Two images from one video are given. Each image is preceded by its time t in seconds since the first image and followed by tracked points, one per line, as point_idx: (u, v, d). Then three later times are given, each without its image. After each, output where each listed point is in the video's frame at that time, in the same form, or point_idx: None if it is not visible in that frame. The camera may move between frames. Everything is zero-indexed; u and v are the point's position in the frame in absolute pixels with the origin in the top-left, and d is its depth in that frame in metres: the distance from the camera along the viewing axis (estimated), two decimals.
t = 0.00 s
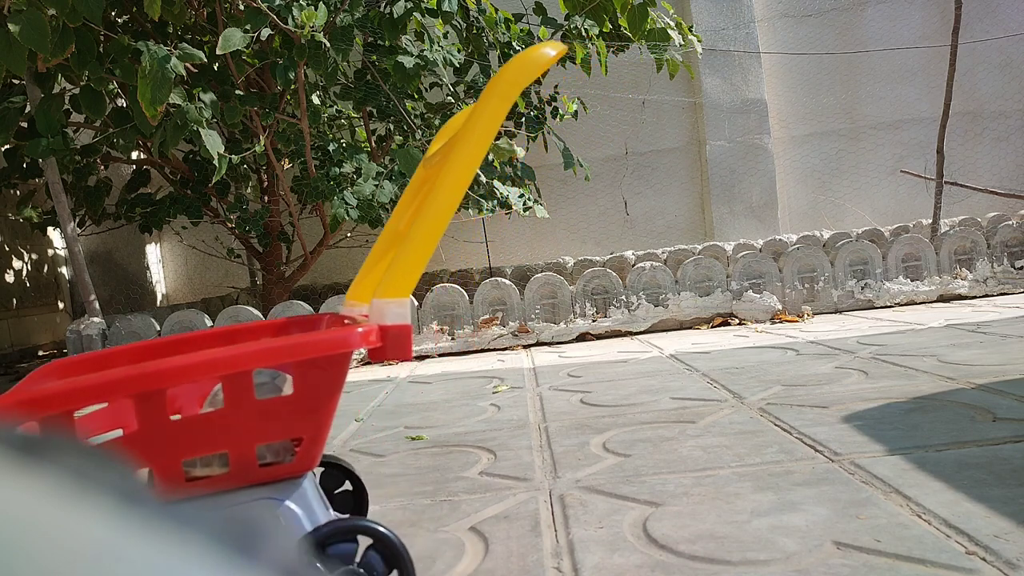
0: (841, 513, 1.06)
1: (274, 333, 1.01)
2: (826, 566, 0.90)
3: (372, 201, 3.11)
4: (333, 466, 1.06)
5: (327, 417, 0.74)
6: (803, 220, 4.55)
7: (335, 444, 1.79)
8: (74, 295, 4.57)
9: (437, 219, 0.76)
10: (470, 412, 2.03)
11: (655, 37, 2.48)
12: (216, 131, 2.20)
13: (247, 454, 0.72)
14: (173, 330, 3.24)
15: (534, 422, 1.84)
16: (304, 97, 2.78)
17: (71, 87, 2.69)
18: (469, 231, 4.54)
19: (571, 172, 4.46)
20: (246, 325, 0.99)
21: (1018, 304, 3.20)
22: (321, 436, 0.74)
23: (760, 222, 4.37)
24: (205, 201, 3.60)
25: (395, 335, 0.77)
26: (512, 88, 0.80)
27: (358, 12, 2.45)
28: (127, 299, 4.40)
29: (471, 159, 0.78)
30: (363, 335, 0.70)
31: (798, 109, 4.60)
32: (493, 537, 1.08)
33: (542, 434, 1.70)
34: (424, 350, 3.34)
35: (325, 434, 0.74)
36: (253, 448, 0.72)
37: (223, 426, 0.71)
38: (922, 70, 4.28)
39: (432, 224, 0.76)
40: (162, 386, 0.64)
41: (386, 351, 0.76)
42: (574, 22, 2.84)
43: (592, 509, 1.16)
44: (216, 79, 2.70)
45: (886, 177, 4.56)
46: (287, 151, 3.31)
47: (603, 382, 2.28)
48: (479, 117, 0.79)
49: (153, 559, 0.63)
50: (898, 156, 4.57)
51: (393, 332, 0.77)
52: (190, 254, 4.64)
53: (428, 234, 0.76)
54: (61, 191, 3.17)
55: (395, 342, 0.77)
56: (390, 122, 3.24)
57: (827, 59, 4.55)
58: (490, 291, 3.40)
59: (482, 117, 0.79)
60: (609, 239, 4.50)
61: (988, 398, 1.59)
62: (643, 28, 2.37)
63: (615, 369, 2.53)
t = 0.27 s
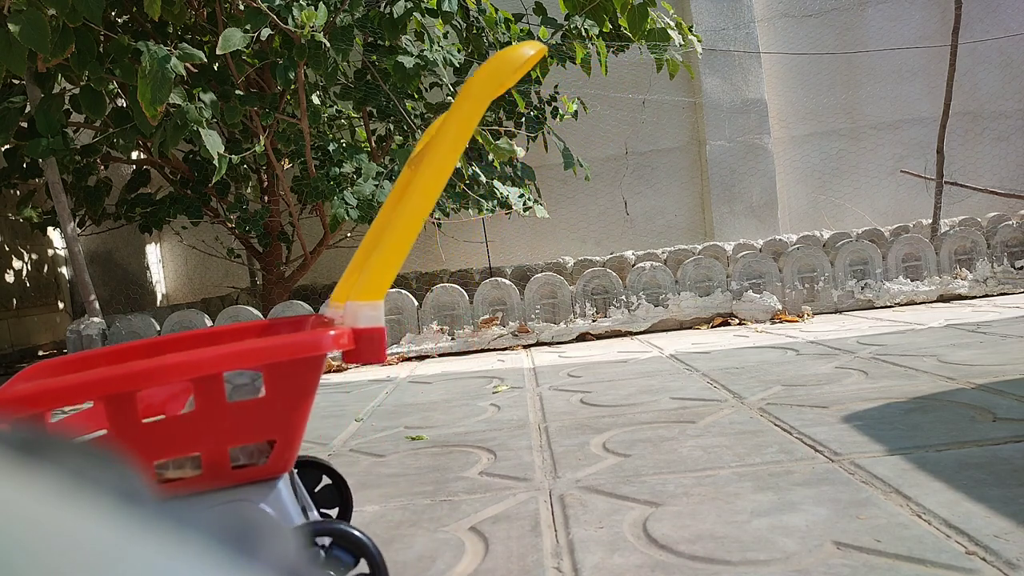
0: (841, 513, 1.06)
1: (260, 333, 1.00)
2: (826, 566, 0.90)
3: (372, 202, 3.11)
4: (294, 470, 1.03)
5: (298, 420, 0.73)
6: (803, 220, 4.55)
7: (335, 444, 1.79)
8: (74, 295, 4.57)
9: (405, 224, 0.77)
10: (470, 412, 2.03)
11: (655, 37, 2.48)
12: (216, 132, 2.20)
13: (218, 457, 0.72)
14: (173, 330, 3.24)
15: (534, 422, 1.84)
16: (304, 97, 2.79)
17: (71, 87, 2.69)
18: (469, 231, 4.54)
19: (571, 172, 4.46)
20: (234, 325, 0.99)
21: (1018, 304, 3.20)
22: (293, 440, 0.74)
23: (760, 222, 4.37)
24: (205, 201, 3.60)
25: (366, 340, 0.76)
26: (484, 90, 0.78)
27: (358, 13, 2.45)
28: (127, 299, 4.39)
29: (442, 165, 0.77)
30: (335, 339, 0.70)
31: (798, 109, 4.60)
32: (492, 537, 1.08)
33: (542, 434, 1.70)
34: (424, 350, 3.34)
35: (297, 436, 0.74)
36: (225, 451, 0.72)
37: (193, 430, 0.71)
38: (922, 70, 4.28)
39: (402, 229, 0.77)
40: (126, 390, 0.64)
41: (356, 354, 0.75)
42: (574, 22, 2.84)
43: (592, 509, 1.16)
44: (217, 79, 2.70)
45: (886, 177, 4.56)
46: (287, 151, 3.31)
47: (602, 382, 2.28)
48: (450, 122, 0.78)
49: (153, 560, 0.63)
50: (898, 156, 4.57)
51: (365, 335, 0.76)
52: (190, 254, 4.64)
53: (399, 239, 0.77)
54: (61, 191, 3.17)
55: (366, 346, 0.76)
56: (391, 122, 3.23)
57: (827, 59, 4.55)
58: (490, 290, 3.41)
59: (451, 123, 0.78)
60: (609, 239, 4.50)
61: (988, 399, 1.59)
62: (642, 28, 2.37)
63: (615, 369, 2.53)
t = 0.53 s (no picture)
0: (840, 513, 1.06)
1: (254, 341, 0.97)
2: (826, 566, 0.90)
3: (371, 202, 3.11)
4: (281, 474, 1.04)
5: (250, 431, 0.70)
6: (803, 220, 4.55)
7: (335, 444, 1.79)
8: (74, 295, 4.57)
9: (361, 221, 0.69)
10: (470, 412, 2.03)
11: (655, 37, 2.48)
12: (216, 132, 2.20)
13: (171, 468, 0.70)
14: (173, 330, 3.24)
15: (534, 422, 1.84)
16: (304, 97, 2.79)
17: (71, 87, 2.69)
18: (469, 231, 4.54)
19: (571, 172, 4.46)
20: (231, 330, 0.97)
21: (1018, 304, 3.20)
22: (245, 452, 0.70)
23: (760, 222, 4.37)
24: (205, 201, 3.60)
25: (320, 345, 0.71)
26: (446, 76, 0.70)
27: (358, 13, 2.45)
28: (127, 299, 4.39)
29: (401, 165, 0.70)
30: (283, 344, 0.66)
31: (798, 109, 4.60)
32: (492, 538, 1.08)
33: (542, 434, 1.70)
34: (424, 350, 3.34)
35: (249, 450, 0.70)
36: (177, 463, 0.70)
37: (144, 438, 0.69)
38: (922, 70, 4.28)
39: (357, 229, 0.69)
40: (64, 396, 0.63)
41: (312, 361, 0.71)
42: (574, 22, 2.84)
43: (592, 509, 1.16)
44: (217, 79, 2.70)
45: (886, 177, 4.56)
46: (287, 151, 3.31)
47: (603, 382, 2.28)
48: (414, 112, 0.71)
49: (152, 560, 0.60)
50: (898, 156, 4.57)
51: (317, 339, 0.71)
52: (190, 254, 4.64)
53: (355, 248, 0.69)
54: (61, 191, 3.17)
55: (319, 351, 0.71)
56: (391, 122, 3.23)
57: (827, 59, 4.56)
58: (490, 290, 3.41)
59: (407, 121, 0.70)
60: (609, 239, 4.50)
61: (988, 399, 1.59)
62: (642, 28, 2.37)
63: (615, 369, 2.53)
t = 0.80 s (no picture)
0: (840, 513, 1.05)
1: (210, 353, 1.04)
2: (826, 566, 0.90)
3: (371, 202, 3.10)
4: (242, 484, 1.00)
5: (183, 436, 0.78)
6: (803, 220, 4.55)
7: (335, 444, 1.79)
8: (74, 295, 4.57)
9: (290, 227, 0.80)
10: (470, 412, 2.03)
11: (655, 37, 2.48)
12: (217, 132, 2.20)
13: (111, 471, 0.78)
14: (173, 330, 3.24)
15: (534, 422, 1.84)
16: (304, 97, 2.79)
17: (71, 87, 2.69)
18: (469, 231, 4.54)
19: (571, 172, 4.46)
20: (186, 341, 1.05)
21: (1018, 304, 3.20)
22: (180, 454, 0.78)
23: (760, 222, 4.36)
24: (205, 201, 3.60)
25: (252, 353, 0.81)
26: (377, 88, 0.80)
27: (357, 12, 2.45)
28: (127, 300, 4.39)
29: (330, 171, 0.80)
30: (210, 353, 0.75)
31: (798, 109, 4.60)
32: (492, 538, 1.08)
33: (543, 434, 1.70)
34: (424, 350, 3.34)
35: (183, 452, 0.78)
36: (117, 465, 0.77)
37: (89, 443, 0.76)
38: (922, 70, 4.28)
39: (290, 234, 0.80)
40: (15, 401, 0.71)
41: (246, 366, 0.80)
42: (574, 22, 2.83)
43: (592, 510, 1.16)
44: (217, 79, 2.70)
45: (886, 177, 4.55)
46: (287, 151, 3.31)
47: (603, 382, 2.28)
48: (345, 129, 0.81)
49: (153, 560, 0.54)
50: (898, 156, 4.56)
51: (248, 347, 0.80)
52: (190, 254, 4.64)
53: (292, 242, 0.80)
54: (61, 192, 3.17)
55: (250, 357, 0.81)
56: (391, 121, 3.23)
57: (827, 59, 4.56)
58: (490, 290, 3.41)
59: (342, 130, 0.80)
60: (610, 239, 4.50)
61: (988, 399, 1.59)
62: (642, 28, 2.37)
63: (615, 369, 2.53)
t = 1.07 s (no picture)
0: (840, 513, 1.05)
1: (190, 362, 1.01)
2: (826, 566, 0.90)
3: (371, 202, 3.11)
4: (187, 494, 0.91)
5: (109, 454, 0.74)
6: (803, 220, 4.55)
7: (335, 444, 1.79)
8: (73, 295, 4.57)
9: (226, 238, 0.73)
10: (469, 412, 2.03)
11: (655, 37, 2.48)
12: (217, 132, 2.21)
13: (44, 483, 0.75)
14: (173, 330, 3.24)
15: (534, 422, 1.84)
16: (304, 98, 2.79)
17: (70, 87, 2.69)
18: (469, 231, 4.54)
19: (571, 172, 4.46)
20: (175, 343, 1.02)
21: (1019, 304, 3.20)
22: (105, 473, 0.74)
23: (760, 222, 4.37)
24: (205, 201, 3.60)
25: (182, 368, 0.75)
26: (318, 94, 0.73)
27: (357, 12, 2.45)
28: (127, 300, 4.39)
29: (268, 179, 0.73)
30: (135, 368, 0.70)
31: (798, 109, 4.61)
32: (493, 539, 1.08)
33: (543, 434, 1.70)
34: (424, 350, 3.33)
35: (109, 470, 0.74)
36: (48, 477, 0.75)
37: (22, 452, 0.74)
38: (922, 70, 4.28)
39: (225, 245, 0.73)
40: None
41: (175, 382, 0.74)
42: (574, 22, 2.83)
43: (592, 510, 1.16)
44: (217, 79, 2.70)
45: (886, 177, 4.55)
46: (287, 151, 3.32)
47: (603, 382, 2.28)
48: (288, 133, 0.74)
49: (155, 559, 0.54)
50: (898, 156, 4.56)
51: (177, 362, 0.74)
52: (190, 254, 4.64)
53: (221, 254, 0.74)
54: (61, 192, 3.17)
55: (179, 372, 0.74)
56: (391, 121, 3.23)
57: (827, 59, 4.56)
58: (490, 290, 3.42)
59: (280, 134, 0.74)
60: (609, 239, 4.50)
61: (988, 399, 1.59)
62: (642, 27, 2.37)
63: (615, 369, 2.53)
